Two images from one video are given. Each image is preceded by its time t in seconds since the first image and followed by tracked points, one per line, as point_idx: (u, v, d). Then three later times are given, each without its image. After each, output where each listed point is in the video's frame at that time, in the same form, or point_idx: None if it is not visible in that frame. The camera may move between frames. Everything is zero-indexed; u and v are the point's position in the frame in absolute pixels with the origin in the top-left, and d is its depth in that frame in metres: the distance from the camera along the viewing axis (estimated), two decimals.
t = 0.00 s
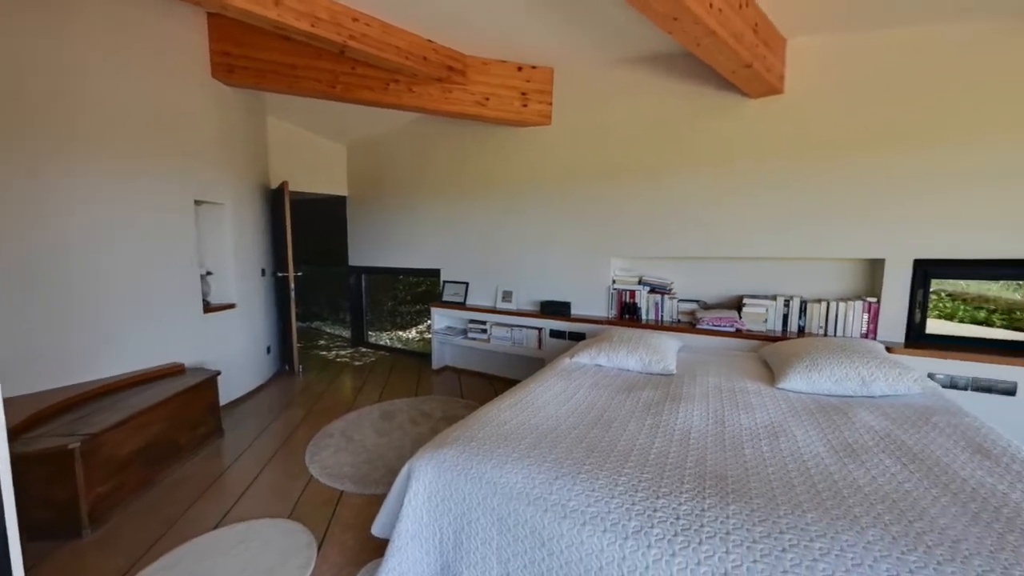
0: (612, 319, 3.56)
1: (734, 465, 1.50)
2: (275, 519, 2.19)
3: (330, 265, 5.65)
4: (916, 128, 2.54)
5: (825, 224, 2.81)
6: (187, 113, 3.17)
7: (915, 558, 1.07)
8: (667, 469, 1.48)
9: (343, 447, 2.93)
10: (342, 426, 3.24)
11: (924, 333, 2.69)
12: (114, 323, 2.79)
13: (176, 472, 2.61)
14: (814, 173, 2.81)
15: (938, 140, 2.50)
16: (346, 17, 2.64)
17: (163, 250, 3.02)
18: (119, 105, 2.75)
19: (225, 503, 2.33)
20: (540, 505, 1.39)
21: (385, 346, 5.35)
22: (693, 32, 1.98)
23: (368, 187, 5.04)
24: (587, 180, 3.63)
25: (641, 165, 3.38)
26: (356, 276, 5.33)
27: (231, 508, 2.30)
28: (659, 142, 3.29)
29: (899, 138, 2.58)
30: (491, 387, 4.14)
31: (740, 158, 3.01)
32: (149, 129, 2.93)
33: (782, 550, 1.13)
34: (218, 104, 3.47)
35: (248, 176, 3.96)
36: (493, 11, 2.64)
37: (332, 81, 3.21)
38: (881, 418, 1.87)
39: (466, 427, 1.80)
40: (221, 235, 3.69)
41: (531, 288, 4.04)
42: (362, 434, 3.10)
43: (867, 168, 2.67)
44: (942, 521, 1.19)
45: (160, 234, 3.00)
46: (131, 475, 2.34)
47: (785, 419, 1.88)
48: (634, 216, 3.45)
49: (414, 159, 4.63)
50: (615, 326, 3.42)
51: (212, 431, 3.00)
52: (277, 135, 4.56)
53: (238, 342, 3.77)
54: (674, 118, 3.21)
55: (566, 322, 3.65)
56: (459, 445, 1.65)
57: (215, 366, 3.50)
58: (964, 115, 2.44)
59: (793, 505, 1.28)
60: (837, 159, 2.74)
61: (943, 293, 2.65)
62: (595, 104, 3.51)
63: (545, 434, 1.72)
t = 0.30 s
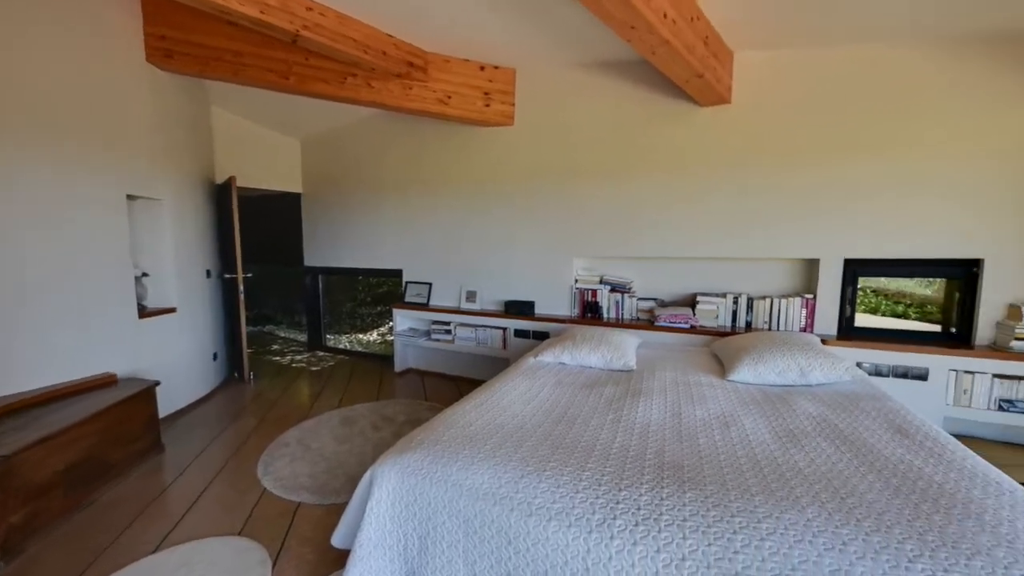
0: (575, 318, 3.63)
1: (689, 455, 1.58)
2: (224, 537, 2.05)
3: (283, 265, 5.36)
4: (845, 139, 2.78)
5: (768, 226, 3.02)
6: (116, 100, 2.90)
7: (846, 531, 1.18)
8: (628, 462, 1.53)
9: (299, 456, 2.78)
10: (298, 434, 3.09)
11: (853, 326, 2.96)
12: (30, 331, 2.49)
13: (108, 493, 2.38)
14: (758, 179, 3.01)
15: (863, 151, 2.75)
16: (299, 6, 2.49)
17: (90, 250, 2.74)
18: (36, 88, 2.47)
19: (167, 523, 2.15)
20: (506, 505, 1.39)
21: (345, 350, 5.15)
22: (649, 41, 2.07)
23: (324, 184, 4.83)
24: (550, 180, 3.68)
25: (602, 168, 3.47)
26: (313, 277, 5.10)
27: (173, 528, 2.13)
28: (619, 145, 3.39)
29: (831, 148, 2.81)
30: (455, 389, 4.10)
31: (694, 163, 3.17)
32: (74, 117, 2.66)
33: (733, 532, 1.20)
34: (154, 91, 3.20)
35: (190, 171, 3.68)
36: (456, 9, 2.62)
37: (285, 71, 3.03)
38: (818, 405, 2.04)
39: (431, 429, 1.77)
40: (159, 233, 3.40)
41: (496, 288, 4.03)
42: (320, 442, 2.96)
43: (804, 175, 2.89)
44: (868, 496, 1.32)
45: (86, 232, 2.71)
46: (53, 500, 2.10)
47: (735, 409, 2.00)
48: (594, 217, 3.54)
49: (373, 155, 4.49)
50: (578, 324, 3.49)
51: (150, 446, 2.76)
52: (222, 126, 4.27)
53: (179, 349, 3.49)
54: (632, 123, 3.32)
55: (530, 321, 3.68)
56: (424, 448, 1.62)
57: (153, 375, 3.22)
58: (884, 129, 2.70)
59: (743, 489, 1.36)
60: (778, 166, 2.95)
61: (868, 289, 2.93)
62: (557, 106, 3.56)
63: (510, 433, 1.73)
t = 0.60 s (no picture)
0: (540, 317, 3.67)
1: (650, 447, 1.64)
2: (168, 559, 1.90)
3: (233, 266, 5.04)
4: (788, 147, 2.99)
5: (721, 227, 3.19)
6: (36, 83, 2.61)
7: (791, 512, 1.27)
8: (593, 457, 1.57)
9: (253, 469, 2.63)
10: (251, 445, 2.91)
11: (796, 321, 3.19)
12: None
13: (29, 520, 2.14)
14: (712, 182, 3.17)
15: (802, 159, 2.98)
16: None
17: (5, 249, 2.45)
18: None
19: (100, 549, 1.96)
20: (474, 507, 1.39)
21: (302, 354, 4.92)
22: (610, 47, 2.13)
23: (279, 180, 4.59)
24: (515, 181, 3.69)
25: (565, 169, 3.53)
26: (267, 278, 4.84)
27: (107, 554, 1.94)
28: (582, 147, 3.47)
29: (776, 155, 3.02)
30: (420, 391, 4.03)
31: (652, 167, 3.30)
32: None
33: (691, 519, 1.26)
34: (80, 74, 2.91)
35: (124, 163, 3.39)
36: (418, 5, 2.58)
37: (234, 60, 2.83)
38: (766, 395, 2.18)
39: (396, 433, 1.73)
40: (88, 232, 3.09)
41: (462, 287, 3.99)
42: (276, 452, 2.81)
43: (752, 179, 3.08)
44: (810, 478, 1.42)
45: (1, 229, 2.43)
46: None
47: (692, 401, 2.11)
48: (559, 217, 3.60)
49: (332, 151, 4.32)
50: (544, 324, 3.53)
51: (80, 466, 2.50)
52: (163, 116, 3.95)
53: (113, 358, 3.20)
54: (594, 126, 3.41)
55: (496, 321, 3.68)
56: (388, 454, 1.58)
57: (82, 388, 2.93)
58: (821, 139, 2.93)
59: (699, 478, 1.44)
60: (729, 171, 3.13)
61: (809, 287, 3.17)
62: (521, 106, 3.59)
63: (477, 434, 1.72)
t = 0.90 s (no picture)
0: (507, 317, 3.68)
1: (614, 442, 1.69)
2: None
3: (177, 267, 4.69)
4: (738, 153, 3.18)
5: (678, 228, 3.34)
6: None
7: (743, 497, 1.35)
8: (559, 454, 1.59)
9: (201, 484, 2.45)
10: (199, 459, 2.72)
11: (746, 317, 3.39)
12: None
13: None
14: (670, 186, 3.31)
15: (750, 165, 3.17)
16: None
17: None
18: None
19: None
20: (440, 510, 1.37)
21: (256, 360, 4.65)
22: (572, 51, 2.17)
23: (229, 175, 4.32)
24: (480, 180, 3.68)
25: (530, 170, 3.56)
26: (215, 279, 4.55)
27: None
28: (546, 148, 3.50)
29: (727, 161, 3.20)
30: (384, 395, 3.92)
31: (614, 169, 3.39)
32: None
33: (653, 509, 1.31)
34: None
35: (43, 153, 3.05)
36: None
37: (175, 45, 2.61)
38: (720, 387, 2.31)
39: (359, 439, 1.68)
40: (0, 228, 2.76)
41: (426, 288, 3.92)
42: (227, 465, 2.63)
43: (707, 183, 3.25)
44: (759, 464, 1.52)
45: None
46: None
47: (653, 396, 2.19)
48: (524, 217, 3.62)
49: (287, 146, 4.11)
50: (510, 324, 3.54)
51: None
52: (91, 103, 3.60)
53: (33, 370, 2.88)
54: (558, 128, 3.46)
55: (462, 322, 3.65)
56: (350, 460, 1.53)
57: None
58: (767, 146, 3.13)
59: (660, 469, 1.50)
60: (685, 175, 3.28)
61: (757, 285, 3.38)
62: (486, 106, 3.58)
63: (444, 436, 1.70)
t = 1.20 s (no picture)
0: (472, 317, 3.66)
1: (579, 438, 1.72)
2: None
3: (110, 268, 4.29)
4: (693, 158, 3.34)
5: (638, 229, 3.46)
6: None
7: (700, 485, 1.42)
8: (525, 453, 1.60)
9: (140, 504, 2.26)
10: (137, 477, 2.50)
11: (701, 314, 3.57)
12: None
13: None
14: (630, 188, 3.42)
15: (704, 170, 3.34)
16: None
17: None
18: None
19: None
20: (406, 516, 1.34)
21: (203, 368, 4.34)
22: (535, 53, 2.18)
23: (170, 169, 4.00)
24: (444, 179, 3.63)
25: (495, 170, 3.55)
26: (155, 282, 4.22)
27: None
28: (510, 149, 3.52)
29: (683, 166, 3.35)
30: (345, 400, 3.78)
31: (577, 171, 3.46)
32: None
33: (616, 502, 1.35)
34: None
35: None
36: None
37: (105, 24, 2.37)
38: (678, 381, 2.41)
39: (319, 447, 1.61)
40: None
41: (389, 289, 3.82)
42: (170, 482, 2.44)
43: (665, 186, 3.39)
44: (714, 453, 1.61)
45: None
46: None
47: (616, 391, 2.25)
48: (489, 217, 3.61)
49: (237, 139, 3.87)
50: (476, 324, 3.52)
51: None
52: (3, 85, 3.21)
53: None
54: (522, 129, 3.48)
55: (427, 323, 3.59)
56: (309, 470, 1.47)
57: None
58: (719, 153, 3.31)
59: (623, 462, 1.55)
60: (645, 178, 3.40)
61: (711, 283, 3.56)
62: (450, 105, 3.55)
63: (409, 440, 1.67)
